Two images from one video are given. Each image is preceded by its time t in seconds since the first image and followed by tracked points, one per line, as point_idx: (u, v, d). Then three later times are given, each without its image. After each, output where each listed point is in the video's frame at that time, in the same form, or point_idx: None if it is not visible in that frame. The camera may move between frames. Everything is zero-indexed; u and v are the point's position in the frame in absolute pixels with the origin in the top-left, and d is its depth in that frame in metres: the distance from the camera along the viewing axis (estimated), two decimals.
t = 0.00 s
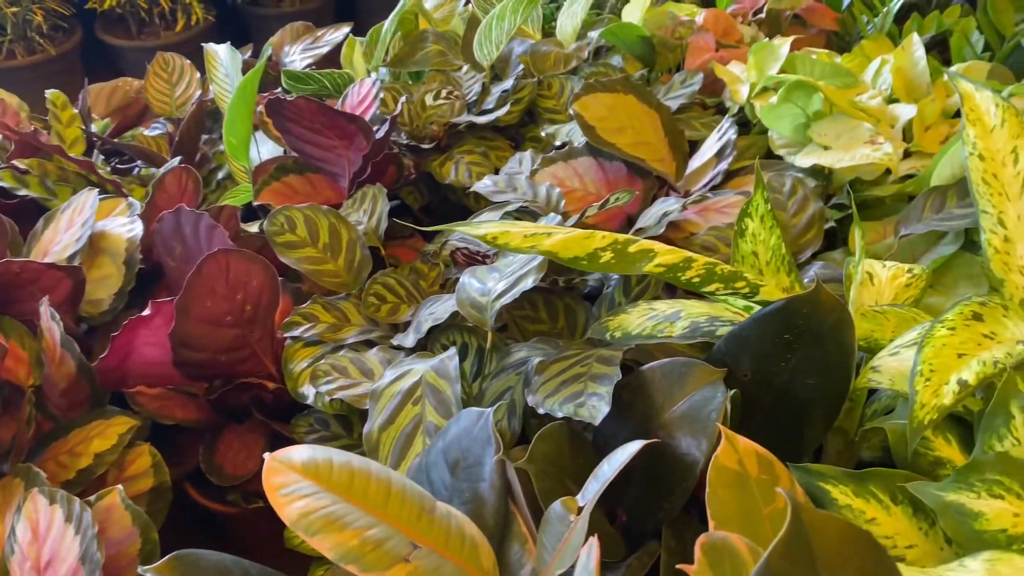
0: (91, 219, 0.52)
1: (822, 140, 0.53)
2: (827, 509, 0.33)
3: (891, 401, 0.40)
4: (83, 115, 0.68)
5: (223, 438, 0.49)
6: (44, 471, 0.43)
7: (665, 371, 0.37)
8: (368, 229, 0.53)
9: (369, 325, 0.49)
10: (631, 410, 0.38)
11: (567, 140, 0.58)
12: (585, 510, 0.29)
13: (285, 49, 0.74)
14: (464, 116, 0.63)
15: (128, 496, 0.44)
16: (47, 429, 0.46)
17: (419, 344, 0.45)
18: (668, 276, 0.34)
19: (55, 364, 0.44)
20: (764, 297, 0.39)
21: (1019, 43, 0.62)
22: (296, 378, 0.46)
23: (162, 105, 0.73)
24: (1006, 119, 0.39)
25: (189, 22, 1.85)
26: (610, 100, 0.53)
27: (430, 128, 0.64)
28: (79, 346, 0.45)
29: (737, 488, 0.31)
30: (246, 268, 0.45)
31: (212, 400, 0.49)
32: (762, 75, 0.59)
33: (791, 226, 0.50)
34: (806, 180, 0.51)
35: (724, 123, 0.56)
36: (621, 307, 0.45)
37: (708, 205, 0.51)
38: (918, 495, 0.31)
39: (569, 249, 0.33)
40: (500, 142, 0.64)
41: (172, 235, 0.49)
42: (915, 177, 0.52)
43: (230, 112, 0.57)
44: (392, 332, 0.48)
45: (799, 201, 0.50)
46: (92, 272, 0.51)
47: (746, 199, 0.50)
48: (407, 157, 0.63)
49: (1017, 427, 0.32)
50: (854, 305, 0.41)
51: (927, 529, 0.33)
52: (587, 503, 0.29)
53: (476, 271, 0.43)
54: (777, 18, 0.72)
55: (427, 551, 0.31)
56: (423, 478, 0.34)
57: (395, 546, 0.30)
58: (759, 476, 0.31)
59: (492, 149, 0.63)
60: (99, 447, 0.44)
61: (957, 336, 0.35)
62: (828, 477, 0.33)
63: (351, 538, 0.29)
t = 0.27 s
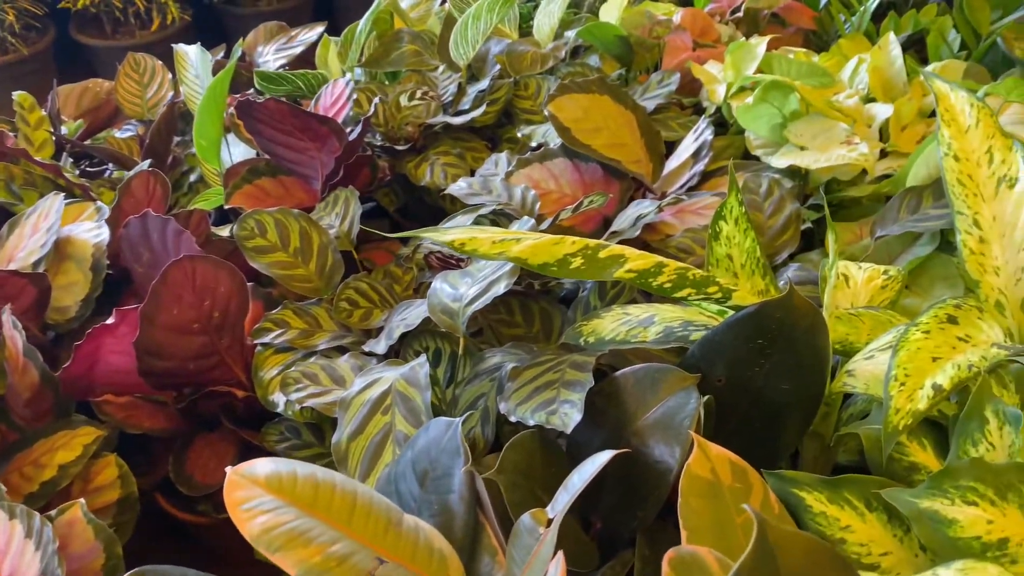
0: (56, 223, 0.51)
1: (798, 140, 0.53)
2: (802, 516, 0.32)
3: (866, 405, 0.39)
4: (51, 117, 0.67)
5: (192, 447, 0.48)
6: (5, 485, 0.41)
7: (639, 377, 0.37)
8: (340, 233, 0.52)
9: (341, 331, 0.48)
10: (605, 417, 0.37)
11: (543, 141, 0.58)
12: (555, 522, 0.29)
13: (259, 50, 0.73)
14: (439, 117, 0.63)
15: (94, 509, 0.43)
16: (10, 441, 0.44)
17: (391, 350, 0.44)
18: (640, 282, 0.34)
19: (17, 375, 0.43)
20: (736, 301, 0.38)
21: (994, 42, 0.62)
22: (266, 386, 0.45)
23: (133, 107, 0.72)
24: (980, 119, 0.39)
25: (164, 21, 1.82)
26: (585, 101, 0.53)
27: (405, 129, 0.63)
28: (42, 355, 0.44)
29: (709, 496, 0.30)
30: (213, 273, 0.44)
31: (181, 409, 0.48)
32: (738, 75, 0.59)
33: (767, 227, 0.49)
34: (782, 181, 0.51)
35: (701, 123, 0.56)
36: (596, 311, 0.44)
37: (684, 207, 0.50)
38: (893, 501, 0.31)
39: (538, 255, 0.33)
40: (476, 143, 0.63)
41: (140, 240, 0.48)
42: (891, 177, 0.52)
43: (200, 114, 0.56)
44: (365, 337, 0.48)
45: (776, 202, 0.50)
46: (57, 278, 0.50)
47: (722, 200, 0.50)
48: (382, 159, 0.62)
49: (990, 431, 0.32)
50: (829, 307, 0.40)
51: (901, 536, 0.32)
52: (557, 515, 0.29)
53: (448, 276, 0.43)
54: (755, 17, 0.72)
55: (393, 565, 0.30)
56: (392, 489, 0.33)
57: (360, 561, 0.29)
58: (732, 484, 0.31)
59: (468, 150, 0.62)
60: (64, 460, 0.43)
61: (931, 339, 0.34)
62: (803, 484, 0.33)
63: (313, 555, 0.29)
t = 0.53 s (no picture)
0: (16, 228, 0.49)
1: (778, 138, 0.52)
2: (781, 527, 0.32)
3: (846, 411, 0.38)
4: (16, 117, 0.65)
5: (160, 458, 0.47)
6: None
7: (615, 386, 0.36)
8: (311, 236, 0.51)
9: (312, 338, 0.47)
10: (580, 426, 0.36)
11: (520, 141, 0.57)
12: (525, 541, 0.28)
13: (231, 48, 0.72)
14: (415, 116, 0.61)
15: (56, 526, 0.42)
16: None
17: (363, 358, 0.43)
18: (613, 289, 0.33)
19: None
20: (713, 307, 0.37)
21: (975, 38, 0.62)
22: (234, 396, 0.44)
23: (101, 107, 0.70)
24: (961, 117, 0.38)
25: (137, 17, 1.79)
26: (562, 100, 0.51)
27: (380, 129, 0.61)
28: None
29: (687, 510, 0.30)
30: (178, 280, 0.42)
31: (147, 419, 0.46)
32: (717, 72, 0.58)
33: (747, 228, 0.49)
34: (762, 180, 0.50)
35: (680, 121, 0.55)
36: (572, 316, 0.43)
37: (660, 207, 0.50)
38: (874, 512, 0.30)
39: (508, 263, 0.32)
40: (453, 142, 0.62)
41: (103, 245, 0.47)
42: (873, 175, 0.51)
43: (168, 114, 0.54)
44: (337, 344, 0.46)
45: (755, 202, 0.49)
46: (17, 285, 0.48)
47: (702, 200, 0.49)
48: (356, 159, 0.61)
49: (973, 439, 0.31)
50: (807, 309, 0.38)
51: (882, 547, 0.32)
52: (528, 534, 0.28)
53: (420, 282, 0.41)
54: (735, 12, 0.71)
55: None
56: (360, 506, 0.32)
57: None
58: (710, 497, 0.30)
59: (444, 150, 0.61)
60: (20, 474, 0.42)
61: (912, 344, 0.33)
62: (783, 494, 0.32)
63: None
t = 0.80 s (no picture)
0: None
1: (753, 135, 0.51)
2: (753, 541, 0.31)
3: (821, 418, 0.38)
4: None
5: (119, 473, 0.44)
6: None
7: (583, 396, 0.35)
8: (273, 240, 0.49)
9: (275, 346, 0.45)
10: (548, 438, 0.35)
11: (490, 139, 0.55)
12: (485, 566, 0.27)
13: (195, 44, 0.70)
14: (384, 113, 0.60)
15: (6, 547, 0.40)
16: None
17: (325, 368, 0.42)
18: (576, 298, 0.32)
19: None
20: (684, 314, 0.36)
21: (951, 29, 0.61)
22: (193, 408, 0.42)
23: (61, 106, 0.68)
24: (936, 113, 0.37)
25: (105, 13, 1.76)
26: (532, 97, 0.50)
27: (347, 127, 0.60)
28: None
29: (655, 529, 0.28)
30: (131, 290, 0.41)
31: (104, 433, 0.45)
32: (691, 66, 0.57)
33: (721, 226, 0.48)
34: (736, 178, 0.49)
35: (653, 116, 0.54)
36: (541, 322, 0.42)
37: (633, 206, 0.48)
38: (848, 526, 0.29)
39: (467, 272, 0.30)
40: (423, 140, 0.60)
41: (54, 253, 0.45)
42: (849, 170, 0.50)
43: (125, 114, 0.52)
44: (299, 353, 0.45)
45: (729, 200, 0.48)
46: None
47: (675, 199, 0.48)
48: (323, 159, 0.59)
49: (949, 447, 0.31)
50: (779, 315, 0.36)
51: (857, 561, 0.31)
52: (488, 558, 0.27)
53: (383, 289, 0.40)
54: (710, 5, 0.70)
55: None
56: (317, 528, 0.31)
57: None
58: (679, 513, 0.29)
59: (413, 148, 0.59)
60: None
61: (887, 349, 0.32)
62: (755, 507, 0.31)
63: None
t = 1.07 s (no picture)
0: None
1: (720, 124, 0.49)
2: (719, 547, 0.30)
3: (789, 416, 0.37)
4: None
5: (71, 484, 0.42)
6: None
7: (544, 399, 0.34)
8: (228, 241, 0.47)
9: (230, 351, 0.44)
10: (509, 442, 0.34)
11: (454, 132, 0.54)
12: None
13: (152, 38, 0.67)
14: (345, 106, 0.58)
15: None
16: None
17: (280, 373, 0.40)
18: (530, 299, 0.31)
19: None
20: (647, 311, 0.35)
21: (921, 14, 0.60)
22: (144, 417, 0.41)
23: (13, 104, 0.66)
24: (904, 100, 0.36)
25: (66, 7, 1.71)
26: (494, 89, 0.49)
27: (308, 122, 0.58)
28: None
29: (614, 537, 0.27)
30: (75, 297, 0.39)
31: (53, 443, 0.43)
32: (658, 55, 0.56)
33: (689, 219, 0.46)
34: (703, 169, 0.48)
35: (620, 107, 0.52)
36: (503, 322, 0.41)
37: (599, 199, 0.47)
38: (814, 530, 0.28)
39: (417, 275, 0.29)
40: (386, 134, 0.59)
41: None
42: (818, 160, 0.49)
43: (74, 111, 0.50)
44: (255, 357, 0.43)
45: (697, 192, 0.47)
46: None
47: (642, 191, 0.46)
48: (283, 154, 0.57)
49: (916, 446, 0.30)
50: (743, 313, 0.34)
51: (825, 566, 0.30)
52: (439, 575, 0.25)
53: (338, 291, 0.39)
54: None
55: None
56: (265, 544, 0.30)
57: None
58: (639, 521, 0.28)
59: (376, 143, 0.58)
60: None
61: (853, 345, 0.31)
62: (720, 511, 0.30)
63: None
